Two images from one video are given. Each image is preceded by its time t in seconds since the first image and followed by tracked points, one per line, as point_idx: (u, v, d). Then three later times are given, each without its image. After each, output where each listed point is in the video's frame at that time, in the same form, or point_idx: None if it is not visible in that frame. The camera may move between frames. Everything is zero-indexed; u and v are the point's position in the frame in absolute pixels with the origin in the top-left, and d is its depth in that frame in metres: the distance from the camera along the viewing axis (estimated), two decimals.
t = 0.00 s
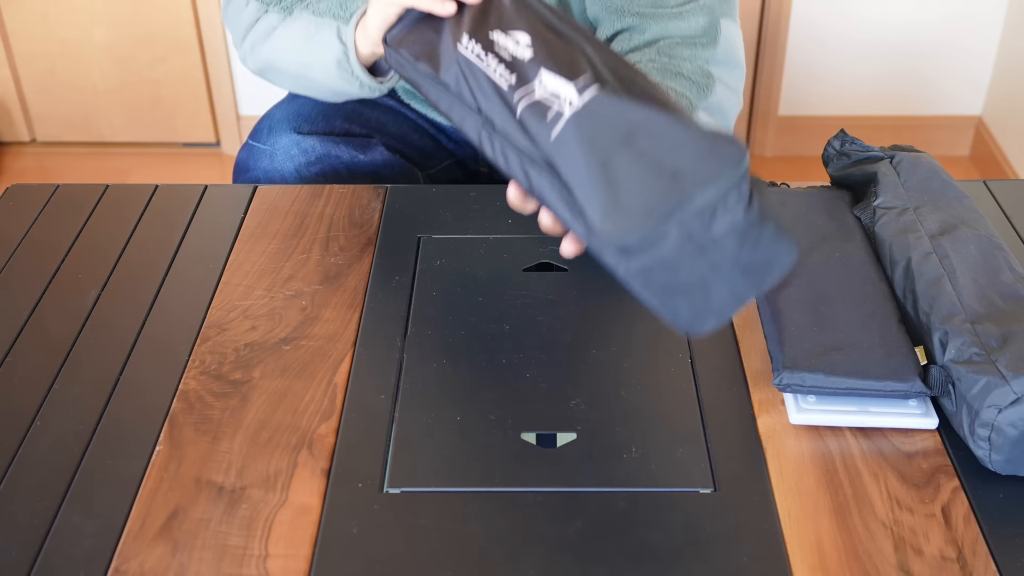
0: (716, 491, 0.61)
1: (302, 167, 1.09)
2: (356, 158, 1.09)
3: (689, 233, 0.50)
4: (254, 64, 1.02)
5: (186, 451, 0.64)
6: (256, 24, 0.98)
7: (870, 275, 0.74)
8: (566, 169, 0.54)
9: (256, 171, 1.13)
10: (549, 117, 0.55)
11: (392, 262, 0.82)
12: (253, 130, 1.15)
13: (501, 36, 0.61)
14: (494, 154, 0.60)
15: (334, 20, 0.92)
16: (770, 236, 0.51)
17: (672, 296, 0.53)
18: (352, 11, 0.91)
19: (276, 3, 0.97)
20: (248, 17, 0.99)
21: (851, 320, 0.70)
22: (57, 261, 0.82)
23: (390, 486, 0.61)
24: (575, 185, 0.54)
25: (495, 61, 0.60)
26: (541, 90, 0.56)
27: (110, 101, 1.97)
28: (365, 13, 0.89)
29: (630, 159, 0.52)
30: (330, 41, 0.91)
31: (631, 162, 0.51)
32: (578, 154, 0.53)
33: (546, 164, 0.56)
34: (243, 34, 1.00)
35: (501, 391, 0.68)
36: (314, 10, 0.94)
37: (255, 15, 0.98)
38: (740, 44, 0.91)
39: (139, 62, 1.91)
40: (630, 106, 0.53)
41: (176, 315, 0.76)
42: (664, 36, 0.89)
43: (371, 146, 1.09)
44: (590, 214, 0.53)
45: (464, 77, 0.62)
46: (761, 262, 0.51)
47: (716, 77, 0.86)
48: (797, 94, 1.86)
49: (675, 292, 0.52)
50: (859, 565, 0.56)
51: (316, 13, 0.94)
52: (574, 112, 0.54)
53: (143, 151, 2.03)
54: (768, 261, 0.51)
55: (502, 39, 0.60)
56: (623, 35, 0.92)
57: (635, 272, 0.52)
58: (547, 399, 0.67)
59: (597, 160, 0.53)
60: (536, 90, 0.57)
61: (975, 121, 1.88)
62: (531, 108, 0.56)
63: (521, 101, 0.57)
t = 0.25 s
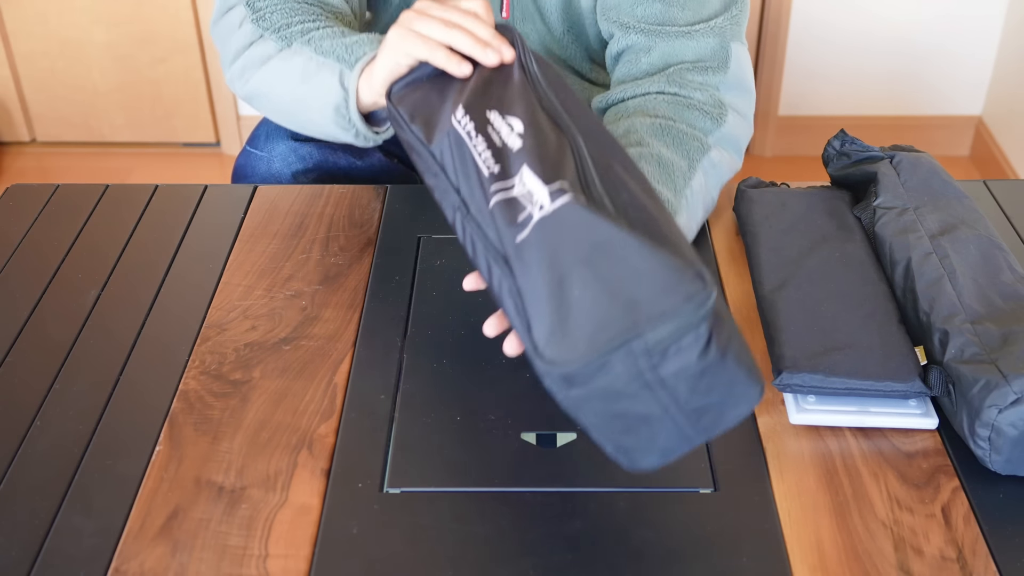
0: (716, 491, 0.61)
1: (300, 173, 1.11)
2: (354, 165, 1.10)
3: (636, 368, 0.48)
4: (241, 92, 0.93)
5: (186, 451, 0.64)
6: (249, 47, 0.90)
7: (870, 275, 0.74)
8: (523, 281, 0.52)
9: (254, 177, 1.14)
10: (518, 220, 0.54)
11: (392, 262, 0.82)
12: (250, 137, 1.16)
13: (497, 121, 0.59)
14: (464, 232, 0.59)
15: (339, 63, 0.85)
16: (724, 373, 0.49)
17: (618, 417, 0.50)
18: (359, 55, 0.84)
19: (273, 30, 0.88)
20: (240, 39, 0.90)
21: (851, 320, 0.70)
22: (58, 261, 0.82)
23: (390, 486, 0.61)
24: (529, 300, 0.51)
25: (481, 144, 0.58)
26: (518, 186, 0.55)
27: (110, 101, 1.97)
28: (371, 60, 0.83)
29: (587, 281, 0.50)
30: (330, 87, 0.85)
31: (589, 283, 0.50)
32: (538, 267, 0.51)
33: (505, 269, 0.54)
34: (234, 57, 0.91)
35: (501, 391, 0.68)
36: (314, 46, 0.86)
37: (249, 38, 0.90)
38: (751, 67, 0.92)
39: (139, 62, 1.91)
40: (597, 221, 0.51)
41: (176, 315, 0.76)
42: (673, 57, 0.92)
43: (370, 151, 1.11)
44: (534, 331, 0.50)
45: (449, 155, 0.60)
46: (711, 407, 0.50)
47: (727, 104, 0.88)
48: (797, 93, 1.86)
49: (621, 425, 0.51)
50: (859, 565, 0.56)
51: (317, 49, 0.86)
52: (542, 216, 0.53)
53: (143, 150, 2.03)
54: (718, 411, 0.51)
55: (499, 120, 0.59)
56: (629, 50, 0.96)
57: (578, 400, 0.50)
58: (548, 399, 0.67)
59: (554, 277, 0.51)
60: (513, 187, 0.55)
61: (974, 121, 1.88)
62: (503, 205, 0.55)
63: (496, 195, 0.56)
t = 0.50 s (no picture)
0: (716, 491, 0.61)
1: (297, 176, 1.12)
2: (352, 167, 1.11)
3: (643, 400, 0.48)
4: (230, 105, 0.91)
5: (186, 451, 0.64)
6: (240, 62, 0.88)
7: (870, 275, 0.74)
8: (529, 319, 0.54)
9: (251, 178, 1.15)
10: (524, 255, 0.56)
11: (392, 262, 0.82)
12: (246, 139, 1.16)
13: (496, 158, 0.61)
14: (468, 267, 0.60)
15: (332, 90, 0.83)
16: (732, 400, 0.50)
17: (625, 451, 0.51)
18: (353, 84, 0.82)
19: (266, 48, 0.87)
20: (231, 54, 0.88)
21: (851, 320, 0.70)
22: (58, 261, 0.82)
23: (390, 486, 0.61)
24: (534, 337, 0.53)
25: (483, 182, 0.60)
26: (522, 225, 0.57)
27: (110, 101, 1.97)
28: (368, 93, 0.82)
29: (591, 315, 0.51)
30: (324, 116, 0.84)
31: (592, 317, 0.51)
32: (542, 304, 0.53)
33: (509, 306, 0.56)
34: (224, 70, 0.89)
35: (501, 391, 0.68)
36: (307, 70, 0.85)
37: (241, 53, 0.88)
38: (747, 80, 0.94)
39: (139, 62, 1.91)
40: (601, 255, 0.53)
41: (176, 315, 0.76)
42: (671, 70, 0.93)
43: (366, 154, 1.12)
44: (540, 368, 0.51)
45: (450, 193, 0.62)
46: (720, 437, 0.51)
47: (723, 118, 0.91)
48: (797, 93, 1.86)
49: (631, 458, 0.52)
50: (859, 565, 0.56)
51: (311, 75, 0.85)
52: (546, 252, 0.55)
53: (143, 150, 2.03)
54: (727, 440, 0.51)
55: (500, 157, 0.61)
56: (626, 61, 0.96)
57: (587, 435, 0.50)
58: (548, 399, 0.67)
59: (560, 314, 0.52)
60: (518, 223, 0.57)
61: (975, 121, 1.88)
62: (507, 242, 0.57)
63: (500, 231, 0.57)
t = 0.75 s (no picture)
0: (716, 491, 0.61)
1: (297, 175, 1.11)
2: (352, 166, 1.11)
3: (642, 406, 0.49)
4: (244, 114, 0.91)
5: (186, 451, 0.64)
6: (252, 70, 0.88)
7: (870, 275, 0.74)
8: (531, 327, 0.54)
9: (252, 177, 1.14)
10: (527, 260, 0.56)
11: (392, 262, 0.82)
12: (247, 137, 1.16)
13: (508, 168, 0.62)
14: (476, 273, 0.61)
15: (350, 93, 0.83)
16: (736, 404, 0.50)
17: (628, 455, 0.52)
18: (370, 86, 0.82)
19: (278, 54, 0.87)
20: (242, 62, 0.88)
21: (851, 320, 0.70)
22: (58, 261, 0.82)
23: (390, 485, 0.61)
24: (535, 346, 0.53)
25: (491, 193, 0.61)
26: (528, 232, 0.57)
27: (110, 101, 1.98)
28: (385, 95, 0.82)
29: (592, 323, 0.51)
30: (342, 120, 0.84)
31: (593, 325, 0.51)
32: (544, 312, 0.54)
33: (513, 314, 0.56)
34: (235, 79, 0.89)
35: (501, 391, 0.68)
36: (321, 73, 0.85)
37: (252, 60, 0.88)
38: (751, 84, 0.94)
39: (138, 62, 1.91)
40: (604, 264, 0.53)
41: (176, 315, 0.76)
42: (675, 72, 0.93)
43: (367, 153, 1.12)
44: (541, 375, 0.52)
45: (460, 201, 0.63)
46: (724, 442, 0.51)
47: (726, 122, 0.91)
48: (797, 93, 1.86)
49: (635, 462, 0.52)
50: (859, 565, 0.56)
51: (326, 78, 0.84)
52: (548, 260, 0.55)
53: (143, 151, 2.03)
54: (732, 445, 0.51)
55: (510, 167, 0.62)
56: (630, 62, 0.96)
57: (588, 440, 0.51)
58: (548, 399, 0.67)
59: (561, 322, 0.52)
60: (522, 230, 0.57)
61: (975, 121, 1.88)
62: (512, 250, 0.57)
63: (505, 239, 0.58)
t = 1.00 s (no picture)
0: (716, 491, 0.61)
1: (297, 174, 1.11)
2: (352, 166, 1.11)
3: (635, 363, 0.49)
4: (263, 118, 0.91)
5: (186, 450, 0.64)
6: (270, 74, 0.88)
7: (870, 276, 0.74)
8: (532, 282, 0.54)
9: (252, 177, 1.14)
10: (538, 224, 0.57)
11: (392, 262, 0.82)
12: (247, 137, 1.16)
13: (535, 148, 0.64)
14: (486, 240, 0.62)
15: (378, 87, 0.83)
16: (729, 383, 0.51)
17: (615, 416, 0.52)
18: (400, 80, 0.82)
19: (296, 56, 0.87)
20: (259, 67, 0.88)
21: (851, 320, 0.70)
22: (58, 261, 0.82)
23: (390, 486, 0.61)
24: (534, 300, 0.53)
25: (513, 166, 0.62)
26: (541, 199, 0.58)
27: (110, 101, 1.98)
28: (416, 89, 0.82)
29: (595, 283, 0.52)
30: (373, 113, 0.83)
31: (596, 283, 0.51)
32: (546, 268, 0.54)
33: (515, 274, 0.56)
34: (253, 85, 0.89)
35: (501, 391, 0.68)
36: (346, 71, 0.85)
37: (270, 64, 0.88)
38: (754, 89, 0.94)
39: (138, 62, 1.91)
40: (616, 232, 0.54)
41: (176, 315, 0.76)
42: (678, 75, 0.93)
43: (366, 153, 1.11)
44: (536, 325, 0.52)
45: (479, 173, 0.65)
46: (716, 418, 0.52)
47: (727, 125, 0.92)
48: (797, 93, 1.86)
49: (623, 427, 0.52)
50: (859, 564, 0.56)
51: (352, 75, 0.84)
52: (559, 224, 0.56)
53: (143, 150, 2.03)
54: (726, 424, 0.52)
55: (535, 148, 0.63)
56: (633, 64, 0.96)
57: (575, 395, 0.51)
58: (548, 400, 0.67)
59: (565, 279, 0.53)
60: (538, 198, 0.58)
61: (974, 121, 1.89)
62: (523, 213, 0.58)
63: (518, 205, 0.59)
